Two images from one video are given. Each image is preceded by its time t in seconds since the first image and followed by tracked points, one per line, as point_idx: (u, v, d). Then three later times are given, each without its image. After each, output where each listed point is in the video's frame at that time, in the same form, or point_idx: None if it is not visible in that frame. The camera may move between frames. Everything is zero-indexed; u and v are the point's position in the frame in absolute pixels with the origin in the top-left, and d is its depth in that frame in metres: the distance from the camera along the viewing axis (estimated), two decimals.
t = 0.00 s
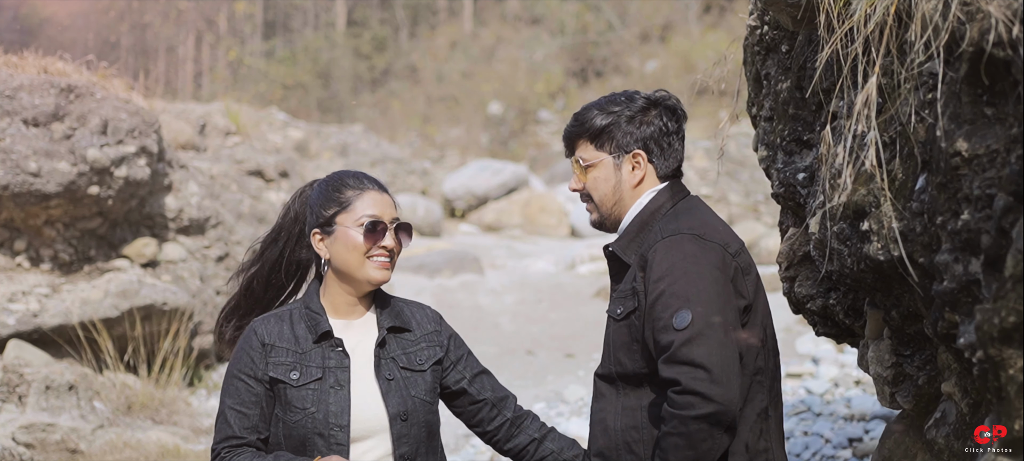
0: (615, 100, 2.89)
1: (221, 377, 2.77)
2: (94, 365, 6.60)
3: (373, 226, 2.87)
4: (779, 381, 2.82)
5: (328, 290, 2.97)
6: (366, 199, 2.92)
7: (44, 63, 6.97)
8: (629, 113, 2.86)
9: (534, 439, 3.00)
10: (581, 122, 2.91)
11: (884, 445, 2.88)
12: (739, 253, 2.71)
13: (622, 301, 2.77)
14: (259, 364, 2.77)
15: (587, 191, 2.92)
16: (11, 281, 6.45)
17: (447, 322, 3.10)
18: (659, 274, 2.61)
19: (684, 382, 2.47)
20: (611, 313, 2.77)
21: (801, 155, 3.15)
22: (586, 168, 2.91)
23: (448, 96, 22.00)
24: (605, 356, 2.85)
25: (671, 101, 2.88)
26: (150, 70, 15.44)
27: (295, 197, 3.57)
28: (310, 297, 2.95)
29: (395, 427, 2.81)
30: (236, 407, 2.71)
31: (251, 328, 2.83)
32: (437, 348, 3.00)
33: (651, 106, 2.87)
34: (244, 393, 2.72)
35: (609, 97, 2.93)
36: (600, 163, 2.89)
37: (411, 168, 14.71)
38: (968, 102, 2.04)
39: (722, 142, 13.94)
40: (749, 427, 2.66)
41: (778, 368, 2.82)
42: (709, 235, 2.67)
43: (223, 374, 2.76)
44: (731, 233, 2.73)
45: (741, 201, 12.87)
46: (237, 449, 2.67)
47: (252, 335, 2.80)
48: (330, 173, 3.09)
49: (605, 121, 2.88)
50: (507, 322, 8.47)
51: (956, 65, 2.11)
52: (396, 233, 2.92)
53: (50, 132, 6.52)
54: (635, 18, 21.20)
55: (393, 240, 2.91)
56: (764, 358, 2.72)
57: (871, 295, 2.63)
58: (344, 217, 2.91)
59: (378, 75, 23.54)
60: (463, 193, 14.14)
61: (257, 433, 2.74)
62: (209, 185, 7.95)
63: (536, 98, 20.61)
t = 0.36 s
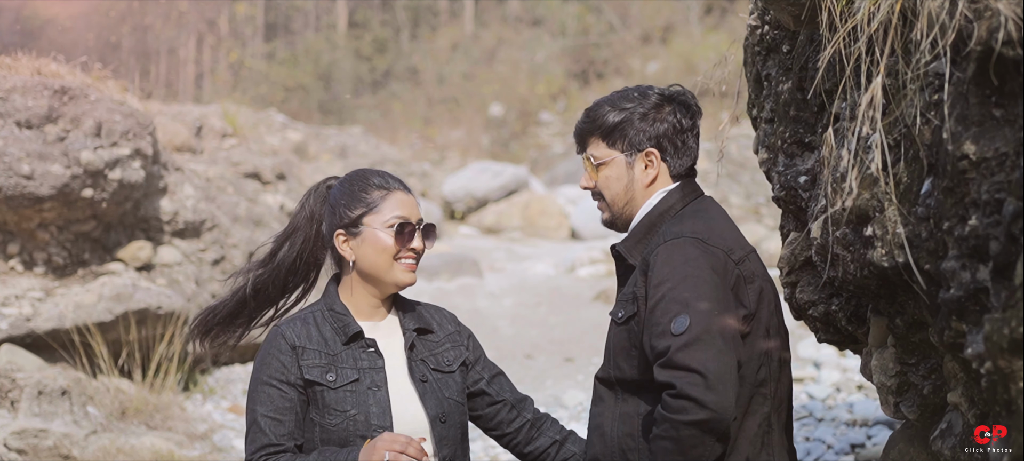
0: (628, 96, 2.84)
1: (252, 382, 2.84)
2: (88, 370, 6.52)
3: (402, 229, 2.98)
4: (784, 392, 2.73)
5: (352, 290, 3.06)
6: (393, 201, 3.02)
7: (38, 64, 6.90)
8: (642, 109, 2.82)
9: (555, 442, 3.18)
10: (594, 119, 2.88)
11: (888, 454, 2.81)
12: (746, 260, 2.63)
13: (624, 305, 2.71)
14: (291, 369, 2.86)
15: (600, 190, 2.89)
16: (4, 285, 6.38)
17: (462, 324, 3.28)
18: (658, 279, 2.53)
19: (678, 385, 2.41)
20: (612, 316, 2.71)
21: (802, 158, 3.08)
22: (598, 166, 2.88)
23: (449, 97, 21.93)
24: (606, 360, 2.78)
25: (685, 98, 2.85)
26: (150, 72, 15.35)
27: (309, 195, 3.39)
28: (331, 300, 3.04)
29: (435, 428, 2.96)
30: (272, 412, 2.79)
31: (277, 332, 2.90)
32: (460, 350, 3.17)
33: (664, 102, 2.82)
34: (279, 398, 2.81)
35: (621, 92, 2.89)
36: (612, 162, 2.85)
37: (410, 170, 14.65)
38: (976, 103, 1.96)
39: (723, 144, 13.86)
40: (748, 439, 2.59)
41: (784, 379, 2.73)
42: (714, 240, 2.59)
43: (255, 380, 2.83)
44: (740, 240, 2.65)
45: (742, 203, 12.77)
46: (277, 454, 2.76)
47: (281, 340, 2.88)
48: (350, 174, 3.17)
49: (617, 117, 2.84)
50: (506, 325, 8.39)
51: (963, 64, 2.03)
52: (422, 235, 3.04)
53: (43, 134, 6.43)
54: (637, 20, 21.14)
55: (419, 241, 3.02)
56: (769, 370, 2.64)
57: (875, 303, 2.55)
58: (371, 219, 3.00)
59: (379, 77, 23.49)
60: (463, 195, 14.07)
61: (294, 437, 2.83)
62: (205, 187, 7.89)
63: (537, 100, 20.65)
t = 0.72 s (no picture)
0: (632, 92, 2.78)
1: (282, 383, 2.72)
2: (80, 372, 6.43)
3: (422, 222, 2.91)
4: (786, 397, 2.63)
5: (369, 285, 2.98)
6: (410, 195, 2.95)
7: (30, 63, 6.83)
8: (647, 105, 2.76)
9: (561, 446, 3.18)
10: (598, 114, 2.82)
11: None
12: (745, 263, 2.56)
13: (623, 306, 2.64)
14: (323, 367, 2.77)
15: (602, 187, 2.82)
16: None
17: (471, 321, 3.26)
18: (656, 278, 2.45)
19: (672, 382, 2.33)
20: (610, 318, 2.64)
21: (801, 158, 3.01)
22: (601, 162, 2.82)
23: (448, 97, 21.86)
24: (604, 362, 2.72)
25: (691, 94, 2.79)
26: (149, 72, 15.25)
27: (320, 190, 3.15)
28: (345, 297, 2.96)
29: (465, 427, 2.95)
30: (309, 411, 2.69)
31: (304, 330, 2.79)
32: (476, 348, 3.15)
33: (670, 98, 2.76)
34: (315, 398, 2.72)
35: (626, 88, 2.83)
36: (616, 159, 2.79)
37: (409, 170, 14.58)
38: (980, 101, 1.89)
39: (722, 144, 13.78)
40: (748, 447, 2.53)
41: (786, 385, 2.63)
42: (714, 241, 2.52)
43: (287, 380, 2.71)
44: (742, 242, 2.58)
45: (742, 203, 12.69)
46: (318, 454, 2.65)
47: (309, 337, 2.78)
48: (363, 166, 3.07)
49: (622, 113, 2.77)
50: (503, 327, 8.32)
51: (967, 61, 1.96)
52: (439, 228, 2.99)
53: (35, 134, 6.35)
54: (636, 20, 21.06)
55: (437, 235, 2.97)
56: (768, 378, 2.56)
57: (875, 307, 2.48)
58: (389, 213, 2.92)
59: (378, 77, 23.41)
60: (461, 196, 14.00)
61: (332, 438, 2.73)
62: (199, 188, 7.82)
63: (537, 99, 20.55)
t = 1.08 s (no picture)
0: (632, 86, 2.71)
1: (314, 375, 2.63)
2: (72, 374, 6.35)
3: (437, 213, 2.89)
4: (784, 402, 2.54)
5: (383, 277, 2.95)
6: (424, 185, 2.92)
7: (21, 61, 6.75)
8: (647, 100, 2.68)
9: (558, 450, 3.11)
10: (597, 110, 2.75)
11: None
12: (747, 264, 2.49)
13: (619, 304, 2.57)
14: (353, 359, 2.71)
15: (601, 184, 2.77)
16: None
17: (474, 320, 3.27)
18: (655, 276, 2.37)
19: (668, 379, 2.26)
20: (606, 316, 2.57)
21: (800, 156, 2.96)
22: (599, 159, 2.76)
23: (448, 97, 21.77)
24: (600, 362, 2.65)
25: (693, 89, 2.72)
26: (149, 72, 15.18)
27: (327, 182, 3.06)
28: (357, 289, 2.91)
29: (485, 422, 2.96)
30: (344, 403, 2.62)
31: (330, 321, 2.73)
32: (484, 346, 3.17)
33: (670, 93, 2.69)
34: (349, 389, 2.65)
35: (625, 81, 2.75)
36: (614, 155, 2.73)
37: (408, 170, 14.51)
38: (983, 97, 1.82)
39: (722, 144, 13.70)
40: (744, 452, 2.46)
41: (784, 392, 2.54)
42: (717, 241, 2.46)
43: (319, 372, 2.63)
44: (744, 242, 2.52)
45: (741, 203, 12.61)
46: (358, 446, 2.58)
47: (336, 329, 2.72)
48: (372, 155, 3.02)
49: (622, 108, 2.70)
50: (500, 328, 8.24)
51: (969, 56, 1.88)
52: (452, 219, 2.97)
53: (26, 133, 6.22)
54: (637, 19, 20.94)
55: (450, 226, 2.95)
56: (766, 382, 2.49)
57: (874, 310, 2.41)
58: (404, 204, 2.88)
59: (379, 77, 23.34)
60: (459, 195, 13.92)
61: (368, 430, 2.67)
62: (193, 188, 7.76)
63: (537, 99, 20.48)
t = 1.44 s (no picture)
0: (628, 78, 2.64)
1: (341, 365, 2.54)
2: (62, 376, 6.24)
3: (446, 203, 2.85)
4: (779, 403, 2.47)
5: (392, 268, 2.89)
6: (433, 174, 2.87)
7: (13, 59, 6.67)
8: (643, 92, 2.61)
9: (555, 450, 3.05)
10: (594, 102, 2.68)
11: None
12: (747, 263, 2.41)
13: (612, 301, 2.50)
14: (378, 349, 2.65)
15: (597, 178, 2.70)
16: None
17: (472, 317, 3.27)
18: (650, 274, 2.31)
19: (658, 380, 2.19)
20: (598, 313, 2.50)
21: (796, 154, 2.88)
22: (595, 153, 2.69)
23: (447, 97, 21.70)
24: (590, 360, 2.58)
25: (689, 80, 2.65)
26: (148, 71, 15.11)
27: (330, 172, 2.96)
28: (366, 279, 2.84)
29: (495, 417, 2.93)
30: (375, 393, 2.55)
31: (351, 310, 2.66)
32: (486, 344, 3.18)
33: (667, 84, 2.62)
34: (378, 378, 2.58)
35: (621, 72, 2.68)
36: (611, 148, 2.66)
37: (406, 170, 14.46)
38: (983, 91, 1.75)
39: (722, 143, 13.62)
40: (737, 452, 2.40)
41: (779, 396, 2.47)
42: (715, 240, 2.38)
43: (348, 361, 2.55)
44: (743, 241, 2.44)
45: (740, 203, 12.54)
46: (392, 435, 2.52)
47: (359, 318, 2.66)
48: (376, 142, 2.93)
49: (618, 101, 2.63)
50: (496, 329, 8.17)
51: (968, 48, 1.81)
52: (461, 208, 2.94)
53: (17, 132, 6.12)
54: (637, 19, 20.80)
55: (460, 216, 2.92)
56: (764, 384, 2.43)
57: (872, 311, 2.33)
58: (413, 194, 2.82)
59: (379, 77, 23.24)
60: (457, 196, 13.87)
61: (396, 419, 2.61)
62: (186, 187, 7.68)
63: (538, 99, 20.43)
